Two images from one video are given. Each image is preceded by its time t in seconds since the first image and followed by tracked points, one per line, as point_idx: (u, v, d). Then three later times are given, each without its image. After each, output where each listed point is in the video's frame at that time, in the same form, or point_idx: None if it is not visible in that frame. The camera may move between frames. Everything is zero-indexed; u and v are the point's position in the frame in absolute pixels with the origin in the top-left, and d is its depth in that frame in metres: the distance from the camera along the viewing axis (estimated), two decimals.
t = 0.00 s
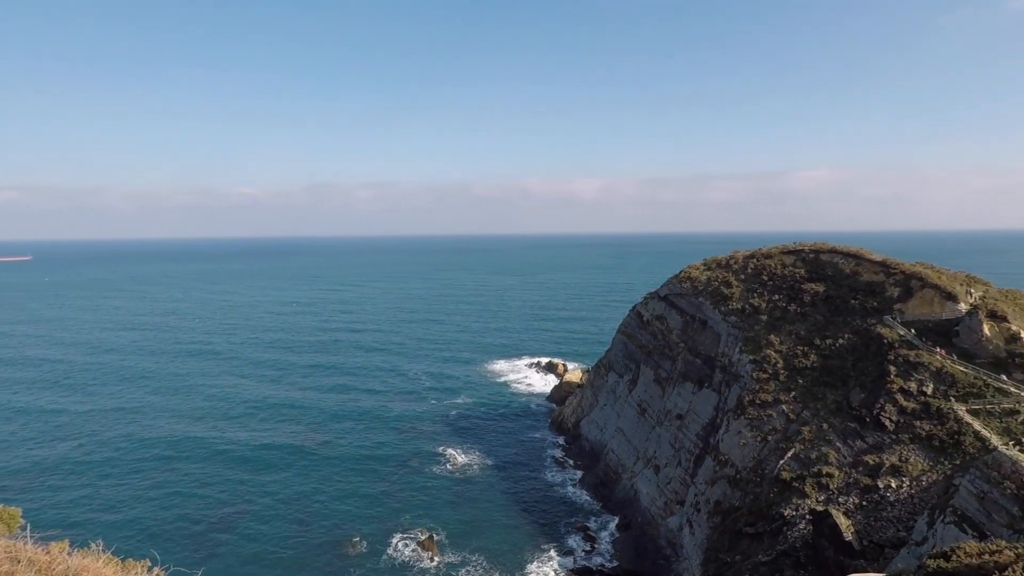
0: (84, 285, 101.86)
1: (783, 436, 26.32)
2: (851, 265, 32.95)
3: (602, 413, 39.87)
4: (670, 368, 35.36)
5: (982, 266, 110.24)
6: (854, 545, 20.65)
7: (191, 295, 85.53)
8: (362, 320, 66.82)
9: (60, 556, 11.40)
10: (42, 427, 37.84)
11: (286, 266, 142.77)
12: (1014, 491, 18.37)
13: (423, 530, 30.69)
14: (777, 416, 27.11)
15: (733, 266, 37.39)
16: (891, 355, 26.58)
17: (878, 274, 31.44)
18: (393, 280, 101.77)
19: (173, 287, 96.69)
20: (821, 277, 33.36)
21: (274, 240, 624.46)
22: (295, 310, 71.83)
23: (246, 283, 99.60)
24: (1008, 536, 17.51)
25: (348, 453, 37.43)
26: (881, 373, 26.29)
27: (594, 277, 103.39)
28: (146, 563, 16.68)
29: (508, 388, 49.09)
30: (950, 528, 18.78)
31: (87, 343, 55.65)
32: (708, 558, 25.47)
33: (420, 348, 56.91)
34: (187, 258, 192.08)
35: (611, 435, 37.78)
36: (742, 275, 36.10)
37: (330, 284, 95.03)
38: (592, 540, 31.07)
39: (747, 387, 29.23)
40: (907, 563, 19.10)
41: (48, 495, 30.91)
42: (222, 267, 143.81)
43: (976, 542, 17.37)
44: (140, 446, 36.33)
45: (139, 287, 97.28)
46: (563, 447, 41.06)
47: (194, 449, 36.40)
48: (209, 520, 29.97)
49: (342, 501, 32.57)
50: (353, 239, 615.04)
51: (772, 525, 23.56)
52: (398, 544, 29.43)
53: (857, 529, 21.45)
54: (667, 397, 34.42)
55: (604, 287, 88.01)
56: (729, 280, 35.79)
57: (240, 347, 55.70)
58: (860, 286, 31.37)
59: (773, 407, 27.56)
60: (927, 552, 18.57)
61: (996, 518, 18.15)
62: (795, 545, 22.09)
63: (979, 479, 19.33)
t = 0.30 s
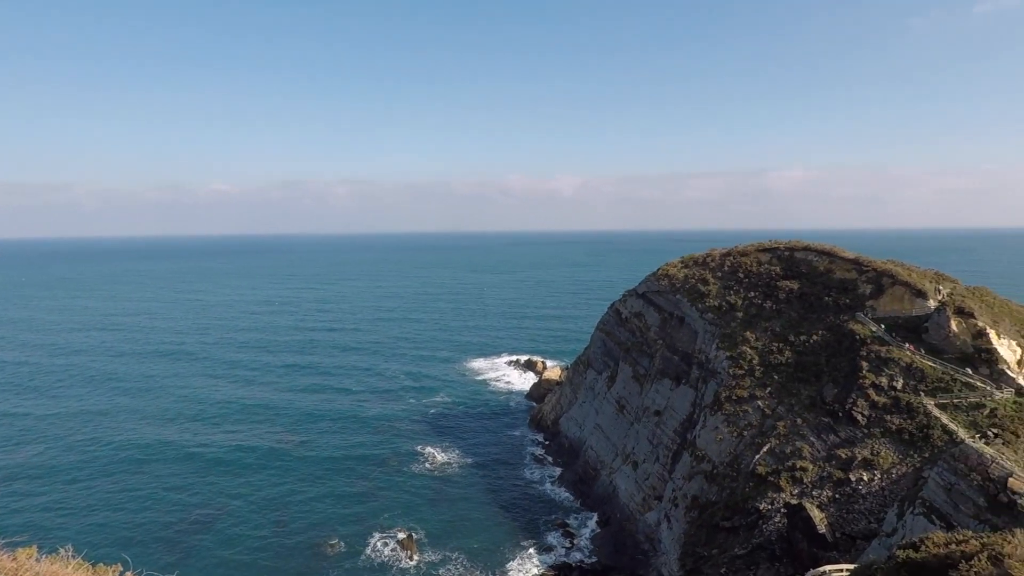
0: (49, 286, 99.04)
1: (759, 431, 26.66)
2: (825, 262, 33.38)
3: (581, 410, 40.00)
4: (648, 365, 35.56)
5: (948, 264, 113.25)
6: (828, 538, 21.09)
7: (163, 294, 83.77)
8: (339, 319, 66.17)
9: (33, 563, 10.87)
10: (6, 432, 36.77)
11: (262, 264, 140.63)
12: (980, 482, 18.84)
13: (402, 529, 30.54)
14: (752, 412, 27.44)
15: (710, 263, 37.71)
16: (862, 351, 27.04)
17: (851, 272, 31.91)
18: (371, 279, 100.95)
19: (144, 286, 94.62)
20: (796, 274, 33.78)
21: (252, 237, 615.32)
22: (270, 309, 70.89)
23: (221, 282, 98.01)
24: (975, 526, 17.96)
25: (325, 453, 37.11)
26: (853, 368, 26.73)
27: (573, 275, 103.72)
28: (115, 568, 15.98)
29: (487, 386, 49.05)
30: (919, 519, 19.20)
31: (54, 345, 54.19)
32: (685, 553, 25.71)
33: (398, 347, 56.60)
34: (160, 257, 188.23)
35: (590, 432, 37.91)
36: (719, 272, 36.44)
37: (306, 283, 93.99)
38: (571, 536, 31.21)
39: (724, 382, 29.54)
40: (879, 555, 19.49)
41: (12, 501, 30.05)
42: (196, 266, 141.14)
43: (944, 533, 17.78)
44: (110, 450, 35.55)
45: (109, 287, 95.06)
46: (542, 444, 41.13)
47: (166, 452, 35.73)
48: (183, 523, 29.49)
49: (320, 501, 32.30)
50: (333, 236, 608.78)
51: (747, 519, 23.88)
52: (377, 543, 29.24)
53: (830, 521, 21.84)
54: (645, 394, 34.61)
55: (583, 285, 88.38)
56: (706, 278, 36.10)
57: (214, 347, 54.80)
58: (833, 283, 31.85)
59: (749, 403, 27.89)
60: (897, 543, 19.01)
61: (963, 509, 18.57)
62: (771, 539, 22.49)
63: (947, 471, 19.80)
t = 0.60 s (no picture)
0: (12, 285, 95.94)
1: (734, 426, 27.03)
2: (798, 259, 33.80)
3: (560, 407, 40.13)
4: (626, 362, 35.77)
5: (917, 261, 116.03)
6: (801, 529, 21.73)
7: (133, 293, 81.87)
8: (316, 318, 65.54)
9: None
10: None
11: (236, 263, 138.29)
12: (947, 473, 19.39)
13: (381, 528, 30.43)
14: (728, 407, 27.79)
15: (686, 261, 38.01)
16: (834, 347, 27.53)
17: (823, 268, 32.39)
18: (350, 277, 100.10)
19: (113, 285, 92.32)
20: (770, 271, 34.20)
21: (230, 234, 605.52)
22: (246, 308, 69.94)
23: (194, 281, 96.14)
24: (941, 516, 18.51)
25: (302, 454, 36.82)
26: (825, 363, 27.19)
27: (552, 272, 104.01)
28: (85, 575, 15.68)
29: (465, 385, 48.99)
30: (889, 511, 19.70)
31: (19, 347, 52.65)
32: (663, 547, 26.00)
33: (376, 346, 56.27)
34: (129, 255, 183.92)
35: (568, 429, 38.06)
36: (695, 269, 36.77)
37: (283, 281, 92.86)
38: (551, 533, 31.37)
39: (700, 378, 29.87)
40: (850, 546, 19.97)
41: None
42: (167, 264, 138.18)
43: (913, 523, 18.27)
44: (78, 454, 34.75)
45: (76, 286, 92.54)
46: (521, 441, 41.20)
47: (137, 456, 35.05)
48: (156, 526, 29.05)
49: (297, 501, 32.05)
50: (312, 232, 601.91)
51: (723, 513, 24.24)
52: (355, 543, 29.07)
53: (802, 514, 22.31)
54: (623, 390, 34.82)
55: (561, 283, 88.71)
56: (682, 275, 36.39)
57: (188, 347, 53.91)
58: (806, 280, 32.31)
59: (724, 398, 28.24)
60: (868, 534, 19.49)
61: (931, 500, 19.07)
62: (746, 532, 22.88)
63: (916, 463, 20.33)
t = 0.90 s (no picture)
0: None
1: (710, 421, 27.35)
2: (771, 257, 34.28)
3: (538, 405, 40.15)
4: (603, 359, 35.93)
5: (884, 258, 119.10)
6: (775, 522, 22.18)
7: (100, 292, 79.64)
8: (290, 317, 64.60)
9: None
10: None
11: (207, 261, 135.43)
12: (914, 464, 19.88)
13: (358, 529, 30.18)
14: (703, 403, 28.11)
15: (662, 259, 38.29)
16: (806, 342, 28.00)
17: (796, 266, 32.91)
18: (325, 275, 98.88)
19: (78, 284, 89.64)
20: (744, 269, 34.64)
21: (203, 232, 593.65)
22: (218, 308, 68.62)
23: (163, 280, 93.87)
24: (909, 506, 18.98)
25: (277, 456, 36.29)
26: (798, 358, 27.64)
27: (529, 271, 104.06)
28: None
29: (443, 384, 48.76)
30: (859, 502, 20.15)
31: None
32: (641, 542, 26.18)
33: (352, 346, 55.70)
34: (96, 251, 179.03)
35: (547, 426, 38.09)
36: (671, 267, 37.07)
37: (256, 280, 91.28)
38: (529, 530, 31.43)
39: (676, 374, 30.14)
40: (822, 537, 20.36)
41: None
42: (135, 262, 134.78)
43: (882, 513, 18.67)
44: (42, 460, 33.73)
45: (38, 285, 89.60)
46: (499, 439, 41.15)
47: (105, 462, 34.15)
48: (126, 533, 28.35)
49: (272, 504, 31.58)
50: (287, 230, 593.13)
51: (699, 507, 24.53)
52: (332, 545, 28.76)
53: (776, 506, 22.75)
54: (601, 387, 34.97)
55: (539, 281, 88.81)
56: (658, 273, 36.66)
57: (158, 349, 52.65)
58: (779, 278, 32.80)
59: (700, 394, 28.56)
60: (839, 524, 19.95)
61: (900, 491, 19.53)
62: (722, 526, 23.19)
63: (885, 455, 20.80)
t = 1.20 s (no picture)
0: None
1: (686, 417, 27.48)
2: (744, 255, 34.56)
3: (514, 404, 39.89)
4: (580, 357, 35.86)
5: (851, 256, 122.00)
6: (748, 515, 22.47)
7: (59, 293, 76.71)
8: (261, 317, 63.21)
9: None
10: None
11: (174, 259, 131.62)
12: (882, 457, 20.19)
13: (333, 532, 29.59)
14: (679, 399, 28.22)
15: (638, 256, 38.37)
16: (779, 339, 28.32)
17: (769, 263, 33.26)
18: (297, 274, 97.13)
19: (37, 284, 86.21)
20: (718, 267, 34.86)
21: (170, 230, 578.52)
22: (185, 308, 66.79)
23: (128, 279, 90.91)
24: (878, 498, 19.28)
25: (247, 460, 35.39)
26: (771, 354, 27.94)
27: (505, 269, 103.65)
28: None
29: (419, 384, 48.18)
30: (830, 495, 20.41)
31: None
32: (617, 539, 26.17)
33: (326, 346, 54.72)
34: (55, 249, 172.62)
35: (524, 425, 37.89)
36: (647, 265, 37.14)
37: (226, 279, 89.13)
38: (507, 530, 31.19)
39: (652, 372, 30.22)
40: (795, 530, 20.56)
41: None
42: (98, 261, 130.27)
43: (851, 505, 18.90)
44: None
45: None
46: (476, 439, 40.83)
47: (65, 469, 32.85)
48: (87, 542, 27.29)
49: (243, 509, 30.75)
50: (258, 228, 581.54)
51: (675, 503, 24.60)
52: (306, 549, 28.14)
53: (751, 500, 22.96)
54: (577, 385, 34.89)
55: (515, 279, 88.46)
56: (634, 270, 36.72)
57: (121, 351, 50.90)
58: (753, 275, 33.10)
59: (676, 391, 28.67)
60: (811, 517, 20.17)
61: (869, 483, 19.83)
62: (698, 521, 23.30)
63: (854, 448, 21.08)
